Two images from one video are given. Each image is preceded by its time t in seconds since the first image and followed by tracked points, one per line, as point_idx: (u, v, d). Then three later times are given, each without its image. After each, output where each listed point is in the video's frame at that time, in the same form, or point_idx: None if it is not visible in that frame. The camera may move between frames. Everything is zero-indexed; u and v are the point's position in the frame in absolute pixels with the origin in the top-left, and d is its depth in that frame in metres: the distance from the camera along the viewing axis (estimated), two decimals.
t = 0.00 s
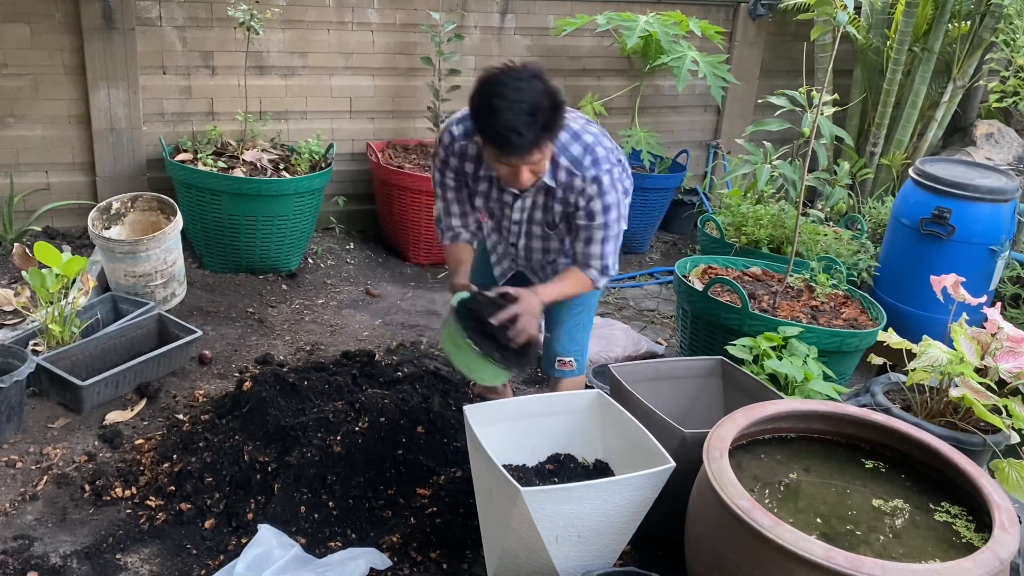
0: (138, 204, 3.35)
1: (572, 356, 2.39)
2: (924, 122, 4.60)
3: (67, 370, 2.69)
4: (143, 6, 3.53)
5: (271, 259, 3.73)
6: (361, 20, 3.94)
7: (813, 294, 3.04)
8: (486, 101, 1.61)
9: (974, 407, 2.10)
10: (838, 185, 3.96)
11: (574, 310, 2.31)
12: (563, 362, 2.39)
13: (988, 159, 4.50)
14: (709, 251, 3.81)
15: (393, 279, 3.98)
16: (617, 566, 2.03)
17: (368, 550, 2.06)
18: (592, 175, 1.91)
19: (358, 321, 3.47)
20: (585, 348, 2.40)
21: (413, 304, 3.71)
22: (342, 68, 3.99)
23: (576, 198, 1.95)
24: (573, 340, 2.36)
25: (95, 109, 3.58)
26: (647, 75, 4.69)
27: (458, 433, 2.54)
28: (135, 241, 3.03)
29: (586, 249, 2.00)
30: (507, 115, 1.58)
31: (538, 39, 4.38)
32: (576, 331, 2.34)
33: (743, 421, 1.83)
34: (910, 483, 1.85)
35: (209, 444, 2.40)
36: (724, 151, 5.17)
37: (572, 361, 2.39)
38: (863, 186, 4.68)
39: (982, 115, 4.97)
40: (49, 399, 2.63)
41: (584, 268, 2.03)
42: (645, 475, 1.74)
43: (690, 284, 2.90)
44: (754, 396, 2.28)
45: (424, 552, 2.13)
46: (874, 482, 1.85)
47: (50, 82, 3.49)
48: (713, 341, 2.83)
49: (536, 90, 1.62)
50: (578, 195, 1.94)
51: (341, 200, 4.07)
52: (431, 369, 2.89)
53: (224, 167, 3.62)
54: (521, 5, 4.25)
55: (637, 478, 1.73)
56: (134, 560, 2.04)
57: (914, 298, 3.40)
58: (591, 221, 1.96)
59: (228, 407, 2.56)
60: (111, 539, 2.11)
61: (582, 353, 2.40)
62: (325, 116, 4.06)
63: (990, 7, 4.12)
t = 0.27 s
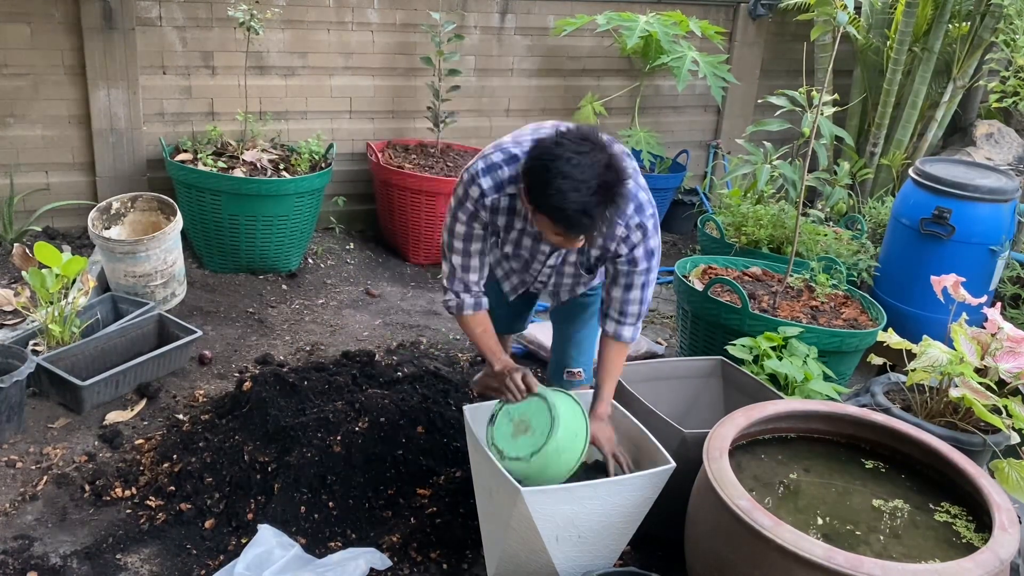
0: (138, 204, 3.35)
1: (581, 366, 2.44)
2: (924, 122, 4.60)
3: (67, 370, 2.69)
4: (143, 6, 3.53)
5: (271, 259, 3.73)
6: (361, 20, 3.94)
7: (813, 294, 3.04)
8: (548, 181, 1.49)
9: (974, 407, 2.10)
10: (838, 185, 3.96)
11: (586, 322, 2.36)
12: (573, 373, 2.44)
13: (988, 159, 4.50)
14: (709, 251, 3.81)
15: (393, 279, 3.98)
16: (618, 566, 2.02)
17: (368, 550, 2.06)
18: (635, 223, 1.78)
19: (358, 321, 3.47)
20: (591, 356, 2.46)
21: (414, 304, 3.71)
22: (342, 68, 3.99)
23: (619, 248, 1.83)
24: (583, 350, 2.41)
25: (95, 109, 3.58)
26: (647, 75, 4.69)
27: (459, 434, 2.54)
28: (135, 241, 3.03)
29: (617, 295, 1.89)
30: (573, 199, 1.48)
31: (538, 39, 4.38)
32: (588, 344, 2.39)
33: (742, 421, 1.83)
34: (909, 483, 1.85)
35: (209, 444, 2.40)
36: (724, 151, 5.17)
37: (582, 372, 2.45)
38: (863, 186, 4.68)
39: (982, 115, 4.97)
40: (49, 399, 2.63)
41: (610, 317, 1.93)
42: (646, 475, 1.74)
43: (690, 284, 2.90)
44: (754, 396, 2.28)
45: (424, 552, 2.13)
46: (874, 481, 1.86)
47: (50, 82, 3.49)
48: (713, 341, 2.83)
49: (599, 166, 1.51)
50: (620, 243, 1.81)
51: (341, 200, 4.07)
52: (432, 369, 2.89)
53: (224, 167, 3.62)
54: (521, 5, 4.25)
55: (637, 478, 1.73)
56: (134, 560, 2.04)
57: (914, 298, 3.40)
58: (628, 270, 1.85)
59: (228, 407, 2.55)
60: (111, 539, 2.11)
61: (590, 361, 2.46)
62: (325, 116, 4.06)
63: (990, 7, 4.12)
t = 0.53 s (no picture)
0: (138, 204, 3.35)
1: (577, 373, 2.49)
2: (924, 122, 4.60)
3: (67, 370, 2.69)
4: (143, 6, 3.53)
5: (271, 260, 3.73)
6: (361, 20, 3.94)
7: (813, 294, 3.04)
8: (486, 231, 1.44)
9: (974, 407, 2.10)
10: (838, 185, 3.96)
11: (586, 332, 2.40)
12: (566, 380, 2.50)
13: (988, 159, 4.50)
14: (709, 251, 3.81)
15: (393, 279, 3.98)
16: (618, 566, 2.02)
17: (368, 550, 2.06)
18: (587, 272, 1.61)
19: (358, 321, 3.47)
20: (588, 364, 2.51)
21: (414, 304, 3.71)
22: (342, 68, 3.99)
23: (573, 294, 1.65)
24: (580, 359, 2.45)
25: (95, 109, 3.58)
26: (647, 75, 4.69)
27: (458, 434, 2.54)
28: (135, 241, 3.03)
29: (583, 350, 1.67)
30: (510, 251, 1.42)
31: (538, 39, 4.38)
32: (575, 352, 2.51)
33: (743, 421, 1.83)
34: (910, 483, 1.85)
35: (209, 444, 2.40)
36: (724, 151, 5.17)
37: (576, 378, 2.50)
38: (863, 186, 4.68)
39: (982, 115, 4.97)
40: (49, 399, 2.63)
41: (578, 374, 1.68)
42: (646, 475, 1.74)
43: (690, 284, 2.90)
44: (754, 396, 2.28)
45: (424, 552, 2.13)
46: (874, 481, 1.86)
47: (50, 82, 3.49)
48: (713, 341, 2.83)
49: (536, 218, 1.45)
50: (570, 288, 1.64)
51: (341, 200, 4.07)
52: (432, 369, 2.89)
53: (224, 167, 3.62)
54: (521, 5, 4.25)
55: (637, 478, 1.73)
56: (134, 560, 2.04)
57: (914, 298, 3.40)
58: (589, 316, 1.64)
59: (228, 407, 2.55)
60: (111, 539, 2.11)
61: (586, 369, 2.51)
62: (325, 116, 4.06)
63: (990, 7, 4.12)
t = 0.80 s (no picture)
0: (138, 204, 3.35)
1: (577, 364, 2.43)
2: (924, 122, 4.60)
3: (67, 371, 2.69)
4: (143, 6, 3.53)
5: (271, 260, 3.73)
6: (361, 20, 3.94)
7: (813, 294, 3.04)
8: (427, 205, 1.52)
9: (974, 407, 2.10)
10: (838, 185, 3.96)
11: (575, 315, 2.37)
12: (568, 371, 2.45)
13: (987, 159, 4.50)
14: (709, 251, 3.81)
15: (393, 279, 3.98)
16: (618, 566, 2.02)
17: (368, 551, 2.06)
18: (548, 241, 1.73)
19: (358, 321, 3.47)
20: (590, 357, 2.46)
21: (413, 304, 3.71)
22: (342, 68, 3.99)
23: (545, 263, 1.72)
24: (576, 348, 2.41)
25: (95, 109, 3.58)
26: (647, 75, 4.69)
27: (458, 434, 2.54)
28: (135, 241, 3.03)
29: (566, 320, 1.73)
30: (449, 218, 1.50)
31: (538, 39, 4.38)
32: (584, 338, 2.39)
33: (743, 421, 1.83)
34: (909, 483, 1.85)
35: (209, 444, 2.40)
36: (724, 151, 5.17)
37: (578, 370, 2.45)
38: (862, 186, 4.68)
39: (982, 115, 4.97)
40: (49, 399, 2.63)
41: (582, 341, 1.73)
42: (646, 475, 1.74)
43: (690, 284, 2.90)
44: (754, 396, 2.27)
45: (423, 552, 2.13)
46: (874, 481, 1.86)
47: (50, 82, 3.49)
48: (713, 341, 2.83)
49: (472, 179, 1.51)
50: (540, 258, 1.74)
51: (341, 200, 4.07)
52: (431, 369, 2.89)
53: (224, 167, 3.62)
54: (521, 5, 4.25)
55: (638, 478, 1.73)
56: (134, 560, 2.04)
57: (913, 298, 3.40)
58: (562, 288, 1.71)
59: (228, 407, 2.56)
60: (111, 539, 2.11)
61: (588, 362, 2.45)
62: (325, 116, 4.06)
63: (990, 7, 4.12)
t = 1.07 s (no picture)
0: (138, 204, 3.35)
1: (571, 355, 2.41)
2: (924, 122, 4.60)
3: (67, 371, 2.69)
4: (143, 6, 3.53)
5: (271, 260, 3.73)
6: (361, 20, 3.94)
7: (813, 294, 3.04)
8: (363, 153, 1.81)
9: (974, 407, 2.10)
10: (838, 185, 3.96)
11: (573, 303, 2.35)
12: (561, 359, 2.43)
13: (988, 159, 4.50)
14: (709, 251, 3.81)
15: (393, 279, 3.98)
16: (618, 566, 2.02)
17: (368, 551, 2.06)
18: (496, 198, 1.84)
19: (358, 321, 3.47)
20: (588, 351, 2.43)
21: (414, 304, 3.71)
22: (342, 68, 3.99)
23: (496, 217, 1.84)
24: (571, 338, 2.39)
25: (95, 109, 3.58)
26: (647, 75, 4.69)
27: (458, 434, 2.54)
28: (135, 241, 3.03)
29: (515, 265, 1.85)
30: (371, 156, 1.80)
31: (538, 39, 4.39)
32: (575, 330, 2.37)
33: (743, 421, 1.83)
34: (909, 483, 1.85)
35: (209, 444, 2.40)
36: (724, 151, 5.17)
37: (571, 360, 2.42)
38: (863, 186, 4.68)
39: (982, 115, 4.97)
40: (49, 399, 2.63)
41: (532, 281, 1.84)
42: (646, 475, 1.74)
43: (690, 284, 2.90)
44: (754, 396, 2.27)
45: (424, 552, 2.12)
46: (874, 481, 1.86)
47: (50, 82, 3.49)
48: (713, 341, 2.83)
49: (390, 131, 1.80)
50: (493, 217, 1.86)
51: (341, 200, 4.07)
52: (431, 369, 2.89)
53: (224, 167, 3.62)
54: (521, 5, 4.25)
55: (638, 478, 1.73)
56: (134, 560, 2.04)
57: (913, 298, 3.40)
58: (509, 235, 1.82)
59: (228, 407, 2.56)
60: (111, 539, 2.11)
61: (584, 354, 2.42)
62: (326, 116, 4.06)
63: (990, 7, 4.12)
